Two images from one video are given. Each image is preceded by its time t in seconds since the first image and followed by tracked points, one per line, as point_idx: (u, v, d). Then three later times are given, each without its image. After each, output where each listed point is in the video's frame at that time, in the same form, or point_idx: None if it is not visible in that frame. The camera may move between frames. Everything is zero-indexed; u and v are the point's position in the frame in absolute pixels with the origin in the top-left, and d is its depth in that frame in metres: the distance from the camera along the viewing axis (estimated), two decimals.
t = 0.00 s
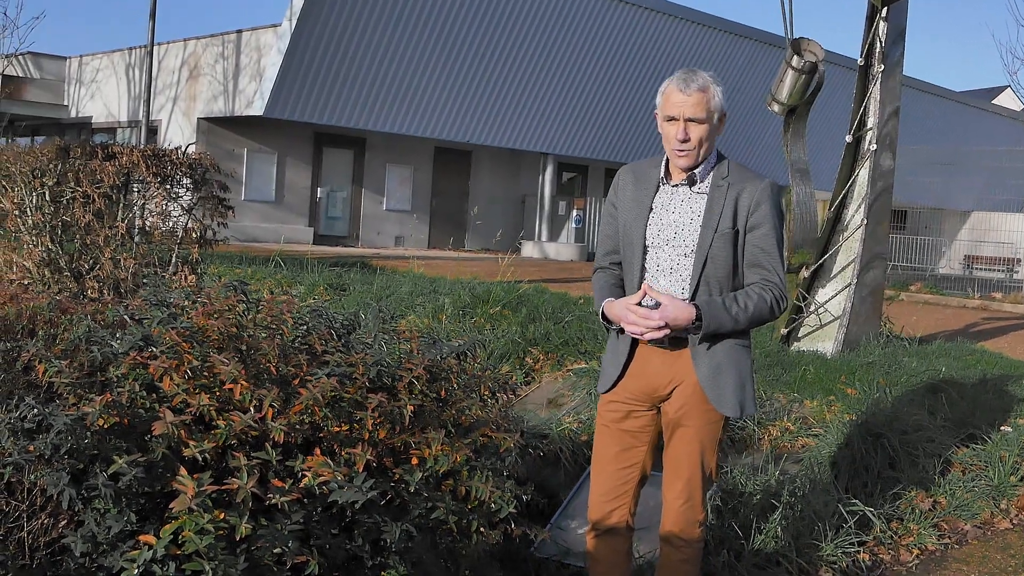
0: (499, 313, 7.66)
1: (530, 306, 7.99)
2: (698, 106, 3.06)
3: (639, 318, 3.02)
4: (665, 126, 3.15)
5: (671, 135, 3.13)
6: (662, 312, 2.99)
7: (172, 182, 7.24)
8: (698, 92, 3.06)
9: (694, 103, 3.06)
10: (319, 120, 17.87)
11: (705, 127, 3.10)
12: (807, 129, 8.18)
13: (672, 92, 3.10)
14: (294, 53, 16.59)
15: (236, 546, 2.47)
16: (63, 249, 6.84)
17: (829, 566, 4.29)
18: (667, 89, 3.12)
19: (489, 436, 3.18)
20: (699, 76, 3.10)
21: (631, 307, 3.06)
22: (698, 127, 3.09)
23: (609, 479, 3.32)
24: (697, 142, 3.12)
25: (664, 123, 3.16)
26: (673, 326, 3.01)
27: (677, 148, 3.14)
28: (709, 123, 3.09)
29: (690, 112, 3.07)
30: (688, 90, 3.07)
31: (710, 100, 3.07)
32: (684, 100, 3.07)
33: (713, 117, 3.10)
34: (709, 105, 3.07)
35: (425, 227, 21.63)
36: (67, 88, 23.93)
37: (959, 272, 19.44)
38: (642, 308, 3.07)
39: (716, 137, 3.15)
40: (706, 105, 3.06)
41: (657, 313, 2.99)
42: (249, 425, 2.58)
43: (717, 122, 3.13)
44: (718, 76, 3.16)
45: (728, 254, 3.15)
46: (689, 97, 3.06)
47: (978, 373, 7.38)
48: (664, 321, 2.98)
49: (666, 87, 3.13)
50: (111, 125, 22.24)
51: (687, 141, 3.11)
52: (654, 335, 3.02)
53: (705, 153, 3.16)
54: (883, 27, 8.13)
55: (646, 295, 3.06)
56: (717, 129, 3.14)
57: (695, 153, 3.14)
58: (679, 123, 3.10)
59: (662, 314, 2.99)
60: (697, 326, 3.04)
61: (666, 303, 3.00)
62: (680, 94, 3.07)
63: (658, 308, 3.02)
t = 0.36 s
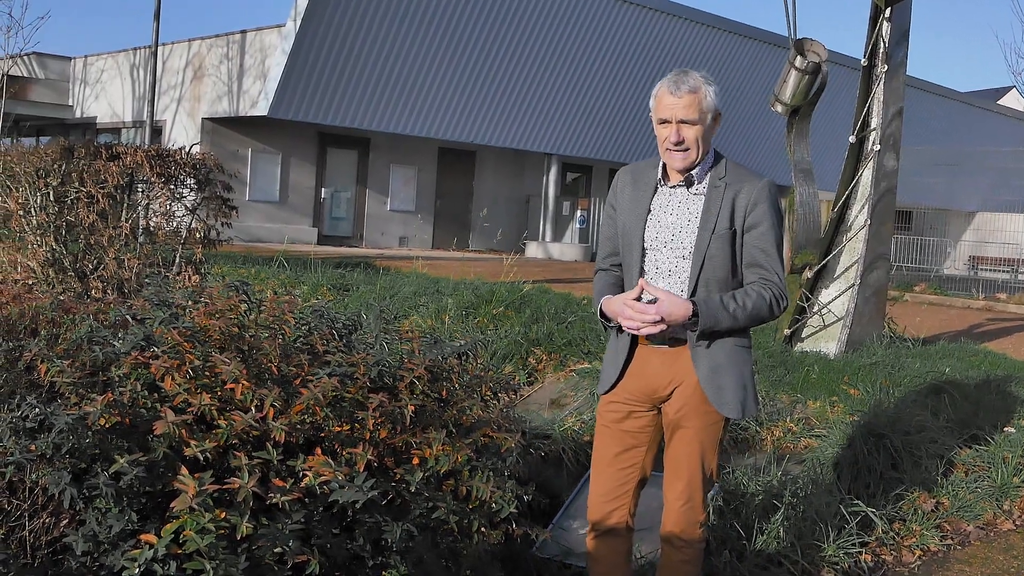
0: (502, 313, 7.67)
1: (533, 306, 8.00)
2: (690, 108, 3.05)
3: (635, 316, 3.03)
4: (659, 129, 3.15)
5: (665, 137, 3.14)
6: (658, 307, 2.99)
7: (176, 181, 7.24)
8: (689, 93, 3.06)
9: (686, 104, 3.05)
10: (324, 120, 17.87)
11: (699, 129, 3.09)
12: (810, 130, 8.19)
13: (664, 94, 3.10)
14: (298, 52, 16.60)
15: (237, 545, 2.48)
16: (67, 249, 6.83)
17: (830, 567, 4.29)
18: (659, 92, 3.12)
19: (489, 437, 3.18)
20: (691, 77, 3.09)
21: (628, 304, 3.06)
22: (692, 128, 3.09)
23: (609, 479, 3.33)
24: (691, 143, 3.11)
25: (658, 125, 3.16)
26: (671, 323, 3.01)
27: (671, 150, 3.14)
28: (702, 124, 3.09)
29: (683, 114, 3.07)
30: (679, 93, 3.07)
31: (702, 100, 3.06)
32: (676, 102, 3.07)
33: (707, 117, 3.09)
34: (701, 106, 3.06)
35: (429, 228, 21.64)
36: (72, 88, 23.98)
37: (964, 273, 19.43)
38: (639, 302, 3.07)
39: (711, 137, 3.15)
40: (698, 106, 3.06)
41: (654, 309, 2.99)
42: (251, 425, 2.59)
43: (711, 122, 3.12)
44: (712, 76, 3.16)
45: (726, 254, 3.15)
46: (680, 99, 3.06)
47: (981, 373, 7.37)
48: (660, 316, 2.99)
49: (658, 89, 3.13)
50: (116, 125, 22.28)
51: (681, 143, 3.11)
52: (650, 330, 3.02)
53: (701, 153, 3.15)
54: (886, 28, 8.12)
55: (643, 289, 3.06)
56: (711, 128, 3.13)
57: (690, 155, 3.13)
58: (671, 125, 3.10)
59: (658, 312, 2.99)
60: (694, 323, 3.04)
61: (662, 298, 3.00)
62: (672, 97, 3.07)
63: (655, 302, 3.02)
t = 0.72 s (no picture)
0: (504, 313, 7.67)
1: (535, 306, 8.00)
2: (691, 104, 3.06)
3: (627, 312, 3.03)
4: (660, 125, 3.16)
5: (665, 132, 3.14)
6: (651, 305, 3.00)
7: (179, 182, 7.22)
8: (690, 89, 3.06)
9: (687, 100, 3.06)
10: (328, 121, 17.88)
11: (700, 125, 3.10)
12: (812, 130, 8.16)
13: (666, 89, 3.11)
14: (302, 53, 16.62)
15: (238, 544, 2.48)
16: (71, 249, 6.85)
17: (831, 567, 4.28)
18: (661, 87, 3.12)
19: (490, 436, 3.19)
20: (693, 73, 3.10)
21: (620, 301, 3.06)
22: (692, 125, 3.09)
23: (607, 478, 3.33)
24: (691, 139, 3.12)
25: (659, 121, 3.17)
26: (663, 323, 3.02)
27: (671, 145, 3.15)
28: (703, 121, 3.09)
29: (683, 110, 3.07)
30: (681, 88, 3.07)
31: (704, 97, 3.07)
32: (677, 98, 3.07)
33: (708, 114, 3.09)
34: (702, 102, 3.06)
35: (432, 228, 21.65)
36: (76, 88, 24.01)
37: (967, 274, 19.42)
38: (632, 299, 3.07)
39: (712, 134, 3.15)
40: (700, 102, 3.06)
41: (646, 308, 3.00)
42: (252, 425, 2.59)
43: (713, 119, 3.13)
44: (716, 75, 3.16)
45: (723, 253, 3.15)
46: (682, 94, 3.06)
47: (983, 374, 7.37)
48: (652, 315, 3.00)
49: (660, 86, 3.14)
50: (119, 125, 22.31)
51: (681, 139, 3.12)
52: (643, 330, 3.03)
53: (701, 150, 3.16)
54: (889, 28, 8.13)
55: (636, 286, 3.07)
56: (713, 126, 3.14)
57: (688, 150, 3.14)
58: (672, 121, 3.11)
59: (650, 310, 3.00)
60: (686, 323, 3.05)
61: (654, 297, 3.00)
62: (673, 93, 3.08)
63: (648, 300, 3.03)
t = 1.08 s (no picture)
0: (506, 313, 7.67)
1: (537, 305, 7.99)
2: (703, 106, 3.06)
3: (623, 316, 3.05)
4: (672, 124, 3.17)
5: (676, 132, 3.15)
6: (645, 310, 3.01)
7: (180, 182, 7.26)
8: (705, 91, 3.05)
9: (700, 103, 3.06)
10: (330, 121, 17.90)
11: (710, 128, 3.10)
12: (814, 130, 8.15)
13: (680, 90, 3.10)
14: (305, 52, 16.64)
15: (237, 543, 2.48)
16: (73, 248, 6.84)
17: (831, 567, 4.28)
18: (676, 87, 3.12)
19: (490, 436, 3.19)
20: (709, 75, 3.09)
21: (617, 303, 3.08)
22: (703, 127, 3.10)
23: (606, 471, 3.33)
24: (700, 141, 3.12)
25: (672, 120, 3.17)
26: (657, 327, 3.03)
27: (680, 146, 3.16)
28: (714, 124, 3.09)
29: (695, 112, 3.07)
30: (695, 90, 3.07)
31: (718, 100, 3.06)
32: (690, 99, 3.07)
33: (720, 118, 3.09)
34: (715, 105, 3.06)
35: (434, 227, 21.64)
36: (79, 87, 24.03)
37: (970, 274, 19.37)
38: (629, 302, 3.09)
39: (724, 138, 3.15)
40: (713, 105, 3.06)
41: (641, 313, 3.02)
42: (251, 424, 2.59)
43: (726, 123, 3.13)
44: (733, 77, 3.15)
45: (725, 257, 3.15)
46: (695, 96, 3.06)
47: (984, 374, 7.37)
48: (647, 320, 3.01)
49: (676, 84, 3.13)
50: (122, 124, 22.31)
51: (690, 140, 3.13)
52: (637, 334, 3.05)
53: (710, 152, 3.16)
54: (890, 28, 8.13)
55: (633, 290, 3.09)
56: (725, 129, 3.14)
57: (697, 152, 3.15)
58: (683, 121, 3.11)
59: (646, 315, 3.01)
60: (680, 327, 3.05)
61: (650, 303, 3.02)
62: (688, 94, 3.07)
63: (643, 304, 3.04)
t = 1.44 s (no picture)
0: (508, 313, 7.67)
1: (539, 305, 8.00)
2: (700, 104, 3.05)
3: (618, 302, 3.04)
4: (667, 121, 3.15)
5: (671, 130, 3.14)
6: (640, 297, 3.01)
7: (183, 182, 7.26)
8: (702, 89, 3.05)
9: (697, 100, 3.05)
10: (333, 121, 17.93)
11: (705, 126, 3.08)
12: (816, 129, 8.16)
13: (676, 88, 3.09)
14: (307, 53, 16.66)
15: (237, 542, 2.49)
16: (76, 249, 6.80)
17: (832, 567, 4.26)
18: (673, 84, 3.11)
19: (490, 436, 3.20)
20: (706, 74, 3.08)
21: (612, 290, 3.08)
22: (698, 125, 3.08)
23: (602, 471, 3.34)
24: (695, 139, 3.11)
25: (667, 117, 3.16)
26: (652, 315, 3.02)
27: (675, 143, 3.15)
28: (709, 122, 3.08)
29: (691, 110, 3.06)
30: (692, 88, 3.06)
31: (714, 99, 3.05)
32: (688, 97, 3.06)
33: (716, 117, 3.08)
34: (710, 104, 3.05)
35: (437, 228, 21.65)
36: (82, 88, 24.07)
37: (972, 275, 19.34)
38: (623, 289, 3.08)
39: (719, 136, 3.14)
40: (708, 104, 3.05)
41: (635, 299, 3.02)
42: (251, 424, 2.59)
43: (720, 122, 3.12)
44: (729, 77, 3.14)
45: (717, 254, 3.15)
46: (692, 94, 3.05)
47: (986, 374, 7.36)
48: (641, 306, 3.01)
49: (672, 82, 3.12)
50: (125, 124, 22.33)
51: (685, 138, 3.11)
52: (632, 320, 3.04)
53: (704, 151, 3.15)
54: (892, 28, 8.10)
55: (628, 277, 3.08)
56: (721, 127, 3.13)
57: (691, 150, 3.13)
58: (678, 119, 3.10)
59: (640, 302, 3.01)
60: (674, 321, 3.05)
61: (645, 291, 3.01)
62: (684, 92, 3.06)
63: (639, 291, 3.04)
